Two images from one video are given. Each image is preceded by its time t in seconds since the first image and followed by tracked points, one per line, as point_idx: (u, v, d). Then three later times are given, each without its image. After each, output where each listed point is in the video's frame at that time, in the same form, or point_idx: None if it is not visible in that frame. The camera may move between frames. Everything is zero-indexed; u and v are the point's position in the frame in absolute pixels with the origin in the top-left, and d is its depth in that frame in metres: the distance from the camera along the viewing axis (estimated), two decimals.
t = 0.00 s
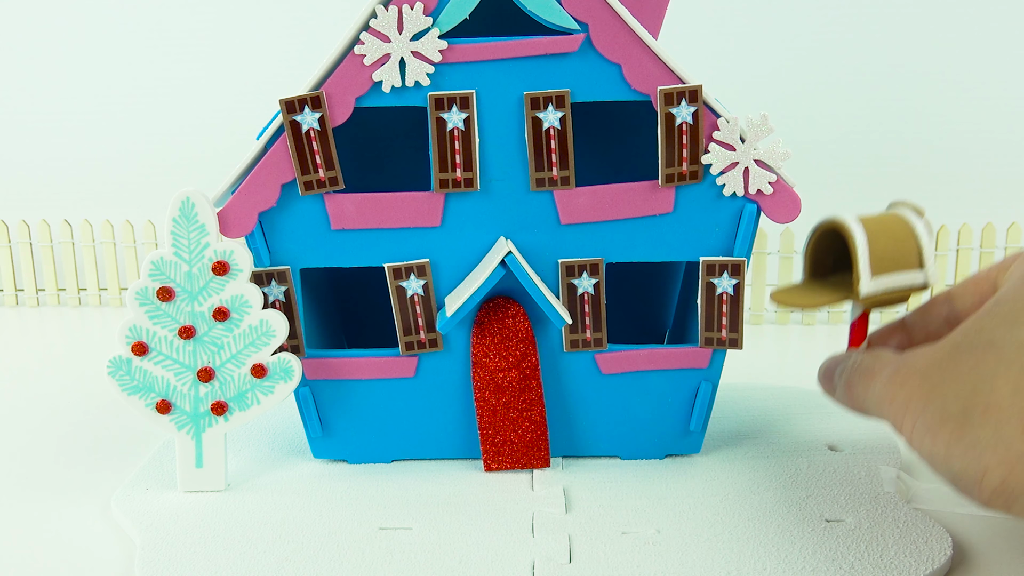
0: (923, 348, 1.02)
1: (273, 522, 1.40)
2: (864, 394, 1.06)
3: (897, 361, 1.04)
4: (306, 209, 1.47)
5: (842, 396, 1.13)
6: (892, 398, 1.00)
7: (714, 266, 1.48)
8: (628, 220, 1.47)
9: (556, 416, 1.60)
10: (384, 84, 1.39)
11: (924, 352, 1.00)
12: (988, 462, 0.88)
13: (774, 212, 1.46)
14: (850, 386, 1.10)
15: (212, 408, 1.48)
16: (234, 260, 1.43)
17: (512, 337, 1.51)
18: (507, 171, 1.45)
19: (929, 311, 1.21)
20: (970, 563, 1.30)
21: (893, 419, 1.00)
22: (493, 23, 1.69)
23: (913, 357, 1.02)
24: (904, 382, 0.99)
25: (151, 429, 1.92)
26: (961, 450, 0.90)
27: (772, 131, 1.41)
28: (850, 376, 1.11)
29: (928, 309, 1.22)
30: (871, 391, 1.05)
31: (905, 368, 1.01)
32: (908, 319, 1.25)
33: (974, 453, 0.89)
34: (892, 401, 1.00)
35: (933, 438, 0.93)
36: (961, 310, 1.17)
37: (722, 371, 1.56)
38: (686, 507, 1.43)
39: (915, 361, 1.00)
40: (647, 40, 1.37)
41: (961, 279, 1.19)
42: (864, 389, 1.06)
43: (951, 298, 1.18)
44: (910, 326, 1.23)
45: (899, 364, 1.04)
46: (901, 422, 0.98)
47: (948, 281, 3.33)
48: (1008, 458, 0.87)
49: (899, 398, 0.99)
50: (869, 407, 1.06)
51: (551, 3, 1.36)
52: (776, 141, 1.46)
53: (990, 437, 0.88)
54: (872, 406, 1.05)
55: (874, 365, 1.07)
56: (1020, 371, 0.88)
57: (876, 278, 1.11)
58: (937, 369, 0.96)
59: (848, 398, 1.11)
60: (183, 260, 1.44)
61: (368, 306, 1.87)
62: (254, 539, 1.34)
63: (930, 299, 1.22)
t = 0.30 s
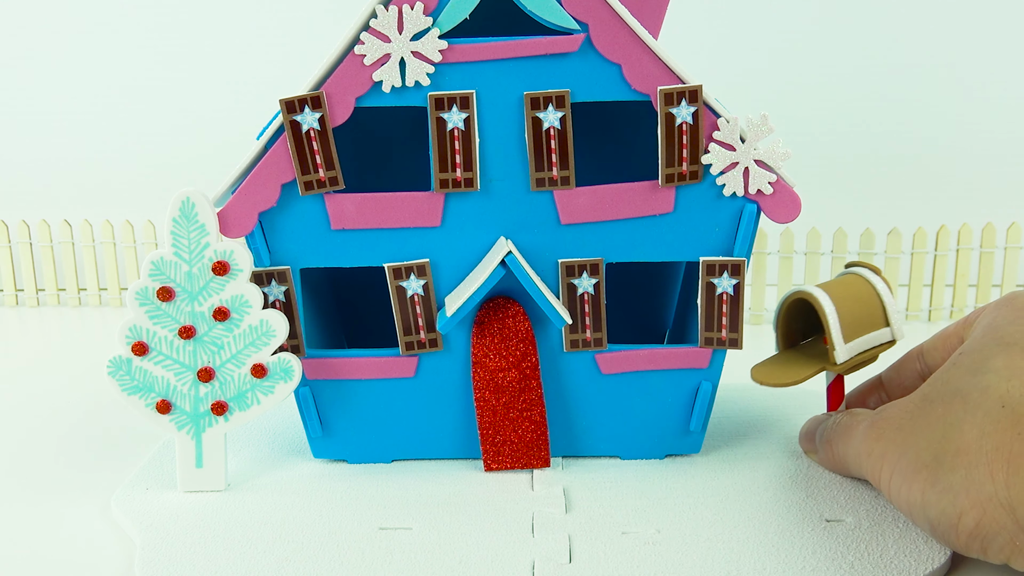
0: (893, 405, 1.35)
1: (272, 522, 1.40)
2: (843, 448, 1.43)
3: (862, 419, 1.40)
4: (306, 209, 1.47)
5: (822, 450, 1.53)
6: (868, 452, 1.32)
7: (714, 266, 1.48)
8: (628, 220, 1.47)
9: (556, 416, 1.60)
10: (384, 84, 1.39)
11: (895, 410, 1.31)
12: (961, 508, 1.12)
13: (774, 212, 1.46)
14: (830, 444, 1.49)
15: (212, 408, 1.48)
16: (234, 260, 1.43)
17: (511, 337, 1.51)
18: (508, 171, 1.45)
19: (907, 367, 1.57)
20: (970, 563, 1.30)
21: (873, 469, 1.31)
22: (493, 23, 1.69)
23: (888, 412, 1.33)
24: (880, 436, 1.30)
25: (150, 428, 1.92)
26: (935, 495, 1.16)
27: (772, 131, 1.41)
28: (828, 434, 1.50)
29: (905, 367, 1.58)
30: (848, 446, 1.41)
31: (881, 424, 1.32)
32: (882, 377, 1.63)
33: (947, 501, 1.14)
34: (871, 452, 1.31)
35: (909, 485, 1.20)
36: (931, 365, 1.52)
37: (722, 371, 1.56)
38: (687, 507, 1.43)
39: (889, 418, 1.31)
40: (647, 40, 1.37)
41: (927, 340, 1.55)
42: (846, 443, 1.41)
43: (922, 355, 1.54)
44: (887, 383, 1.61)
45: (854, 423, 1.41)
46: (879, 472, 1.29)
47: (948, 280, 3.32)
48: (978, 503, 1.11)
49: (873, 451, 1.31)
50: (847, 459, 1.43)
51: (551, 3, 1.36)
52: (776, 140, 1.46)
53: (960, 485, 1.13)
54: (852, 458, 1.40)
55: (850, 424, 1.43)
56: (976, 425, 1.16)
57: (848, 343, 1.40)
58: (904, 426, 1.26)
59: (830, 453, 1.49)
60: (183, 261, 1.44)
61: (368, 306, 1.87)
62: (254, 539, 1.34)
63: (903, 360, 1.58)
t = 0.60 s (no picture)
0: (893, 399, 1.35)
1: (272, 522, 1.40)
2: (842, 450, 1.42)
3: (860, 416, 1.39)
4: (306, 209, 1.47)
5: (817, 454, 1.52)
6: (872, 449, 1.31)
7: (713, 266, 1.48)
8: (628, 220, 1.47)
9: (556, 416, 1.60)
10: (383, 84, 1.39)
11: (897, 404, 1.31)
12: (971, 499, 1.13)
13: (774, 212, 1.46)
14: (827, 445, 1.48)
15: (212, 408, 1.48)
16: (234, 260, 1.43)
17: (512, 337, 1.51)
18: (508, 171, 1.45)
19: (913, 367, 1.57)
20: (970, 563, 1.29)
21: (878, 466, 1.30)
22: (493, 23, 1.69)
23: (889, 406, 1.32)
24: (883, 431, 1.30)
25: (150, 428, 1.92)
26: (944, 487, 1.16)
27: (772, 131, 1.41)
28: (825, 437, 1.49)
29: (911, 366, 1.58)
30: (848, 447, 1.40)
31: (882, 418, 1.31)
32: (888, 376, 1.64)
33: (957, 492, 1.14)
34: (874, 448, 1.31)
35: (917, 478, 1.20)
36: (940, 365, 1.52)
37: (722, 371, 1.56)
38: (687, 507, 1.43)
39: (890, 411, 1.31)
40: (647, 40, 1.37)
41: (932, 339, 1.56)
42: (845, 443, 1.41)
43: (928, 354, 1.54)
44: (894, 381, 1.61)
45: (853, 423, 1.41)
46: (884, 469, 1.28)
47: (948, 280, 3.32)
48: (988, 495, 1.11)
49: (876, 447, 1.31)
50: (847, 459, 1.42)
51: (550, 3, 1.36)
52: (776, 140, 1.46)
53: (969, 476, 1.13)
54: (851, 458, 1.39)
55: (849, 424, 1.42)
56: (985, 414, 1.16)
57: (858, 342, 1.40)
58: (909, 420, 1.26)
59: (827, 455, 1.49)
60: (183, 261, 1.44)
61: (367, 306, 1.87)
62: (255, 539, 1.34)
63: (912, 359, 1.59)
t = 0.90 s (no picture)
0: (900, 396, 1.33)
1: (272, 522, 1.40)
2: (846, 449, 1.39)
3: (865, 413, 1.36)
4: (306, 209, 1.47)
5: (821, 454, 1.48)
6: (879, 445, 1.28)
7: (714, 266, 1.48)
8: (628, 220, 1.47)
9: (556, 416, 1.60)
10: (384, 84, 1.39)
11: (906, 400, 1.29)
12: (983, 492, 1.10)
13: (774, 212, 1.46)
14: (829, 444, 1.45)
15: (212, 408, 1.48)
16: (234, 260, 1.43)
17: (511, 337, 1.51)
18: (508, 171, 1.45)
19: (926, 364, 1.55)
20: (970, 563, 1.29)
21: (884, 462, 1.27)
22: (494, 23, 1.69)
23: (900, 401, 1.30)
24: (891, 427, 1.27)
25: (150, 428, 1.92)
26: (956, 480, 1.13)
27: (772, 131, 1.41)
28: (828, 435, 1.46)
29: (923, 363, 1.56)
30: (851, 445, 1.37)
31: (891, 414, 1.29)
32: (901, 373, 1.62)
33: (969, 486, 1.12)
34: (882, 444, 1.27)
35: (927, 473, 1.17)
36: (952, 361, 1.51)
37: (722, 371, 1.56)
38: (687, 507, 1.43)
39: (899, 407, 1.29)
40: (647, 40, 1.37)
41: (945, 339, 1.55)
42: (849, 440, 1.37)
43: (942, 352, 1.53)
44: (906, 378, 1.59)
45: (853, 417, 1.38)
46: (891, 465, 1.25)
47: (948, 281, 3.32)
48: (1005, 488, 1.09)
49: (883, 443, 1.28)
50: (850, 459, 1.38)
51: (550, 3, 1.36)
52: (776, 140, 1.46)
53: (985, 469, 1.11)
54: (856, 457, 1.36)
55: (854, 421, 1.39)
56: (1001, 408, 1.15)
57: (858, 342, 1.40)
58: (919, 414, 1.24)
59: (829, 455, 1.45)
60: (183, 261, 1.44)
61: (367, 306, 1.87)
62: (255, 539, 1.34)
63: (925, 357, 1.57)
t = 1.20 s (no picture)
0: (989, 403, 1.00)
1: (272, 523, 1.40)
2: (915, 458, 1.00)
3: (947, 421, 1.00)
4: (306, 209, 1.47)
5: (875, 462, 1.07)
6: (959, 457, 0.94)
7: (714, 266, 1.48)
8: (628, 220, 1.47)
9: (557, 416, 1.60)
10: (383, 84, 1.39)
11: (997, 408, 0.97)
12: None
13: (774, 212, 1.46)
14: (895, 451, 1.03)
15: (212, 408, 1.48)
16: (234, 260, 1.43)
17: (511, 337, 1.51)
18: (508, 171, 1.45)
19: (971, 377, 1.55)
20: (969, 563, 1.29)
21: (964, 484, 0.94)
22: (494, 23, 1.69)
23: (985, 410, 0.98)
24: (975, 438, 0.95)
25: (151, 428, 1.92)
26: None
27: (772, 131, 1.40)
28: (893, 438, 1.05)
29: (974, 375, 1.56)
30: (925, 456, 0.99)
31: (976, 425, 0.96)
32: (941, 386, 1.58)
33: None
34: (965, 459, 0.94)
35: None
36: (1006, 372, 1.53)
37: (722, 371, 1.56)
38: (687, 507, 1.42)
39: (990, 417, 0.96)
40: (647, 40, 1.37)
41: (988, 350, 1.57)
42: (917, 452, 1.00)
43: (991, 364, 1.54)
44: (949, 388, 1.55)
45: (954, 432, 0.97)
46: (970, 486, 0.93)
47: (948, 281, 3.32)
48: None
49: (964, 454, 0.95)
50: (916, 473, 1.01)
51: (550, 3, 1.36)
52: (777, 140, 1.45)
53: None
54: (923, 471, 0.99)
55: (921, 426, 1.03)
56: None
57: (858, 342, 1.40)
58: None
59: (895, 466, 1.03)
60: (183, 261, 1.44)
61: (367, 306, 1.87)
62: (255, 539, 1.34)
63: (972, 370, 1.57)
